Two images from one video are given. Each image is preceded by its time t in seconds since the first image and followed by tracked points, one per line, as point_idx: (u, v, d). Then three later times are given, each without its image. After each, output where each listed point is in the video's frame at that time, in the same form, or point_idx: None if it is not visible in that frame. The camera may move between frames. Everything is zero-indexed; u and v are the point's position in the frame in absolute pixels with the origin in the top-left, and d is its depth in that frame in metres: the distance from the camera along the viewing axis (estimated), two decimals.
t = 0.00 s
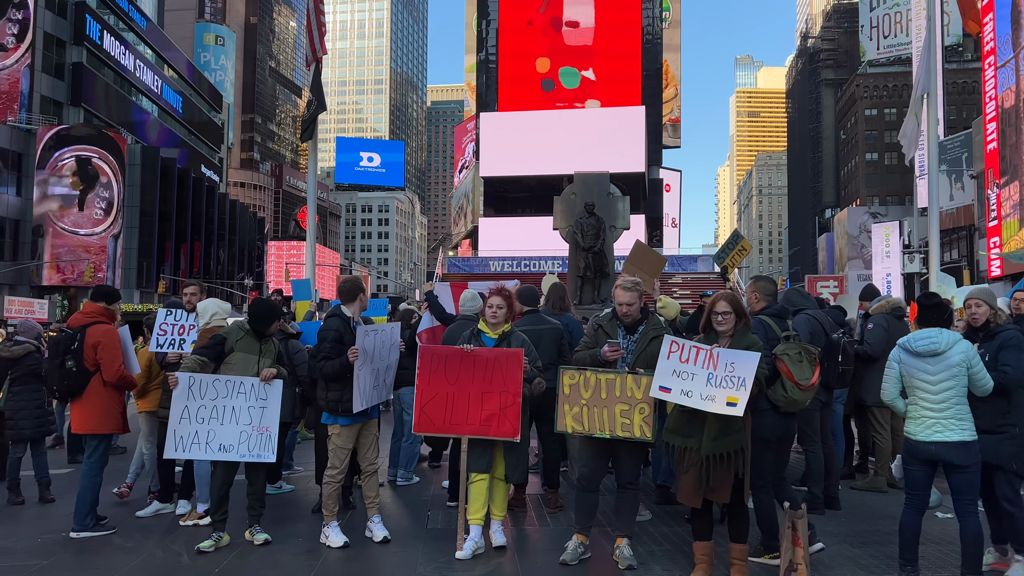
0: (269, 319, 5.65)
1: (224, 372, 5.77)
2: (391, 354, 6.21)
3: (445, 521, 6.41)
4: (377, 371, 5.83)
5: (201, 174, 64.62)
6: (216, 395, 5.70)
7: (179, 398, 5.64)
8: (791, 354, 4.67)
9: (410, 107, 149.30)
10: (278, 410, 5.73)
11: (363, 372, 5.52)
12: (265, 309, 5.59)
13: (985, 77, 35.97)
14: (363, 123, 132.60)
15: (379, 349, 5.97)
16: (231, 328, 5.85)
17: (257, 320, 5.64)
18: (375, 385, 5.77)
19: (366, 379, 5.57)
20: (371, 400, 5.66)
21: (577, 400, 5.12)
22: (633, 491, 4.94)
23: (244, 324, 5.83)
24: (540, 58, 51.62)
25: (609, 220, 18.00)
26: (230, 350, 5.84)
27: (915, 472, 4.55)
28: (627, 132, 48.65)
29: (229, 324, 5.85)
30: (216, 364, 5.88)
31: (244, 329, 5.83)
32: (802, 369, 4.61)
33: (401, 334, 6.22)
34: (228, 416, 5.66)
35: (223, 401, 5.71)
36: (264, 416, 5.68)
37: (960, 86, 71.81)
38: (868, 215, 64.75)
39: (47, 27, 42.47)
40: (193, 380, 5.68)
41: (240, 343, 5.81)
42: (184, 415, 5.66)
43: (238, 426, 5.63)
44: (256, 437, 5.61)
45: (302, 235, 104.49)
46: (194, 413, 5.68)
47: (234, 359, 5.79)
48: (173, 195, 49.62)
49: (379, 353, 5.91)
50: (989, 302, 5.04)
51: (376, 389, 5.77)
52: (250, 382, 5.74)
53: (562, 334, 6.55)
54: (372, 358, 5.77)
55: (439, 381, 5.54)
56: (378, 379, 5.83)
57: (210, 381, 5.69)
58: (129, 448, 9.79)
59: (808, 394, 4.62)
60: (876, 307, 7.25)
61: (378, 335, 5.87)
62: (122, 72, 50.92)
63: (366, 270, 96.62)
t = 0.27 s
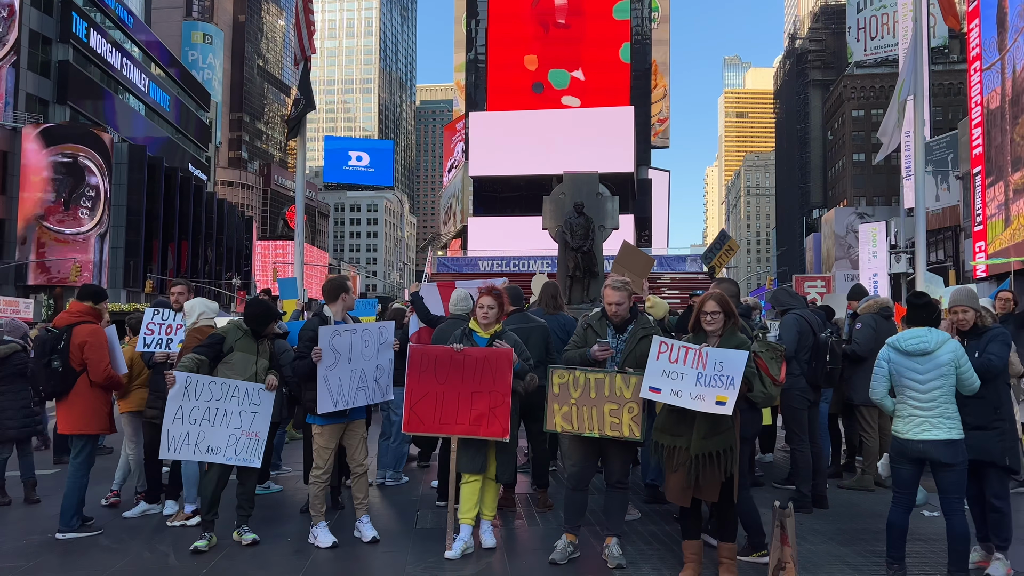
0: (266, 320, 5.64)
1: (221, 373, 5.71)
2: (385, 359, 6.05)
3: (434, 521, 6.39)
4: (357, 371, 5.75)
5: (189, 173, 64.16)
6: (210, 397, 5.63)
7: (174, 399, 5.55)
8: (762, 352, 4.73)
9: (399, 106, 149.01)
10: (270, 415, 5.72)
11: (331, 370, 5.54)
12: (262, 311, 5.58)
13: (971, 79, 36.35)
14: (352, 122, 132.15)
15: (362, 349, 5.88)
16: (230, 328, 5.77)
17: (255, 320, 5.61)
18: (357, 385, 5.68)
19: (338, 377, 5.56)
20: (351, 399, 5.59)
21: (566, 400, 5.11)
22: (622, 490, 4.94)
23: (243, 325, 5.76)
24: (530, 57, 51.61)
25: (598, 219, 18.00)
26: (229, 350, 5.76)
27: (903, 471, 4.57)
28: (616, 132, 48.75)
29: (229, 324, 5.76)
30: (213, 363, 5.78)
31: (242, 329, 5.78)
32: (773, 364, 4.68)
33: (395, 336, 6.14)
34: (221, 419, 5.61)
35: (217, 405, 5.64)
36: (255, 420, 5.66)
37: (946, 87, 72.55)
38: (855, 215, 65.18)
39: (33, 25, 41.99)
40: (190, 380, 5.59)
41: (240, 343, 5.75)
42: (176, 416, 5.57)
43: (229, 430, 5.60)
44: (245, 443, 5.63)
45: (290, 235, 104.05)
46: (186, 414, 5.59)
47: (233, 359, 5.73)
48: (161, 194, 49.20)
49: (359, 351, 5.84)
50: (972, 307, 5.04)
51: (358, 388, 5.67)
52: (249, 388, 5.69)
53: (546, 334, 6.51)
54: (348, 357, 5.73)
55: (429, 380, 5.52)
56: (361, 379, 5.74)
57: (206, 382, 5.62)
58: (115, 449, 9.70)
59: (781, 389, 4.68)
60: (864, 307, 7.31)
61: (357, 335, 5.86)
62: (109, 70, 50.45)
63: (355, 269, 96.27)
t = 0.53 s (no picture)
0: (260, 321, 5.62)
1: (215, 371, 5.66)
2: (372, 362, 5.88)
3: (424, 521, 6.37)
4: (337, 372, 5.67)
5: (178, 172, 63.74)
6: (205, 396, 5.57)
7: (167, 398, 5.50)
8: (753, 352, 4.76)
9: (390, 105, 148.67)
10: (262, 410, 5.74)
11: (305, 371, 5.58)
12: (254, 311, 5.54)
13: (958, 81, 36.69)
14: (341, 122, 131.76)
15: (342, 350, 5.79)
16: (223, 328, 5.70)
17: (249, 320, 5.59)
18: (339, 387, 5.60)
19: (315, 380, 5.55)
20: (332, 400, 5.52)
21: (557, 400, 5.10)
22: (613, 490, 4.94)
23: (236, 324, 5.73)
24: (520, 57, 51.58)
25: (587, 219, 18.05)
26: (222, 351, 5.69)
27: (892, 471, 4.59)
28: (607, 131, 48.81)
29: (221, 324, 5.70)
30: (205, 363, 5.68)
31: (235, 329, 5.74)
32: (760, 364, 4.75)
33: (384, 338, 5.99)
34: (216, 416, 5.54)
35: (211, 402, 5.58)
36: (248, 416, 5.65)
37: (934, 88, 73.17)
38: (844, 216, 65.46)
39: (21, 23, 41.48)
40: (182, 379, 5.53)
41: (231, 344, 5.70)
42: (170, 416, 5.52)
43: (222, 428, 5.52)
44: (239, 438, 5.57)
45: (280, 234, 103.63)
46: (180, 413, 5.54)
47: (227, 359, 5.68)
48: (150, 193, 48.85)
49: (339, 352, 5.77)
50: (965, 302, 5.14)
51: (340, 390, 5.59)
52: (244, 384, 5.70)
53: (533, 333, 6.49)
54: (326, 358, 5.69)
55: (420, 380, 5.49)
56: (343, 380, 5.65)
57: (199, 381, 5.56)
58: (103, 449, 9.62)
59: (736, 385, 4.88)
60: (853, 307, 7.35)
61: (338, 336, 5.82)
62: (97, 69, 50.02)
63: (345, 269, 95.89)
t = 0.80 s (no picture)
0: (245, 319, 5.70)
1: (202, 372, 5.62)
2: (362, 361, 5.85)
3: (415, 521, 6.35)
4: (324, 371, 5.65)
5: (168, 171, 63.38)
6: (192, 396, 5.47)
7: (154, 402, 5.35)
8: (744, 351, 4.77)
9: (381, 104, 148.30)
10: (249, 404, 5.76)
11: (291, 370, 5.54)
12: (240, 310, 5.63)
13: (947, 83, 36.95)
14: (333, 121, 131.31)
15: (332, 350, 5.77)
16: (208, 328, 5.70)
17: (234, 317, 5.66)
18: (326, 386, 5.59)
19: (300, 379, 5.53)
20: (318, 399, 5.49)
21: (549, 401, 5.09)
22: (604, 489, 4.95)
23: (221, 323, 5.75)
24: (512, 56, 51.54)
25: (579, 219, 18.06)
26: (209, 350, 5.67)
27: (881, 470, 4.62)
28: (598, 131, 48.85)
29: (206, 324, 5.69)
30: (191, 363, 5.64)
31: (220, 329, 5.76)
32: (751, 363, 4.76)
33: (378, 337, 5.95)
34: (206, 415, 5.47)
35: (200, 402, 5.49)
36: (237, 410, 5.66)
37: (923, 90, 73.80)
38: (835, 216, 65.76)
39: (10, 20, 40.98)
40: (168, 382, 5.42)
41: (217, 344, 5.70)
42: (160, 420, 5.37)
43: (213, 426, 5.46)
44: (229, 435, 5.56)
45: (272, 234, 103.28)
46: (170, 415, 5.39)
47: (213, 360, 5.66)
48: (140, 192, 48.45)
49: (327, 351, 5.74)
50: (961, 302, 5.18)
51: (328, 389, 5.57)
52: (232, 380, 5.67)
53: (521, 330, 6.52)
54: (313, 357, 5.66)
55: (410, 380, 5.48)
56: (331, 380, 5.62)
57: (186, 382, 5.46)
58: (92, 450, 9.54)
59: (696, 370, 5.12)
60: (843, 307, 7.38)
61: (327, 335, 5.79)
62: (86, 68, 49.65)
63: (336, 268, 95.57)
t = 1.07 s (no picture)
0: (229, 318, 5.60)
1: (187, 372, 5.59)
2: (363, 361, 5.74)
3: (408, 521, 6.33)
4: (322, 370, 5.62)
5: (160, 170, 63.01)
6: (178, 395, 5.47)
7: (138, 404, 5.31)
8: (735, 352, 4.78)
9: (374, 104, 147.99)
10: (239, 400, 5.76)
11: (287, 366, 5.59)
12: (224, 309, 5.54)
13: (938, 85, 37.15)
14: (325, 120, 130.94)
15: (330, 349, 5.71)
16: (192, 328, 5.65)
17: (218, 317, 5.56)
18: (324, 385, 5.55)
19: (298, 376, 5.56)
20: (316, 398, 5.48)
21: (542, 400, 5.09)
22: (597, 489, 4.95)
23: (205, 324, 5.68)
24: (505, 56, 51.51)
25: (572, 218, 18.03)
26: (193, 352, 5.64)
27: (872, 469, 4.64)
28: (591, 131, 48.87)
29: (190, 324, 5.64)
30: (176, 364, 5.63)
31: (205, 329, 5.70)
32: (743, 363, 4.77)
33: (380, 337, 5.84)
34: (194, 414, 5.47)
35: (186, 400, 5.49)
36: (226, 406, 5.66)
37: (915, 91, 74.24)
38: (826, 216, 65.96)
39: None
40: (153, 384, 5.39)
41: (202, 345, 5.66)
42: (147, 421, 5.36)
43: (201, 424, 5.47)
44: (220, 431, 5.56)
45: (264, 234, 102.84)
46: (156, 416, 5.39)
47: (197, 361, 5.62)
48: (131, 192, 48.08)
49: (324, 350, 5.69)
50: (957, 302, 5.08)
51: (325, 388, 5.54)
52: (217, 375, 5.64)
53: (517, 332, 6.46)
54: (310, 355, 5.66)
55: (403, 380, 5.46)
56: (328, 379, 5.57)
57: (170, 382, 5.45)
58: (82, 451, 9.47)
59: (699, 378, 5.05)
60: (836, 307, 7.40)
61: (325, 334, 5.74)
62: (77, 66, 49.30)
63: (328, 268, 95.34)
